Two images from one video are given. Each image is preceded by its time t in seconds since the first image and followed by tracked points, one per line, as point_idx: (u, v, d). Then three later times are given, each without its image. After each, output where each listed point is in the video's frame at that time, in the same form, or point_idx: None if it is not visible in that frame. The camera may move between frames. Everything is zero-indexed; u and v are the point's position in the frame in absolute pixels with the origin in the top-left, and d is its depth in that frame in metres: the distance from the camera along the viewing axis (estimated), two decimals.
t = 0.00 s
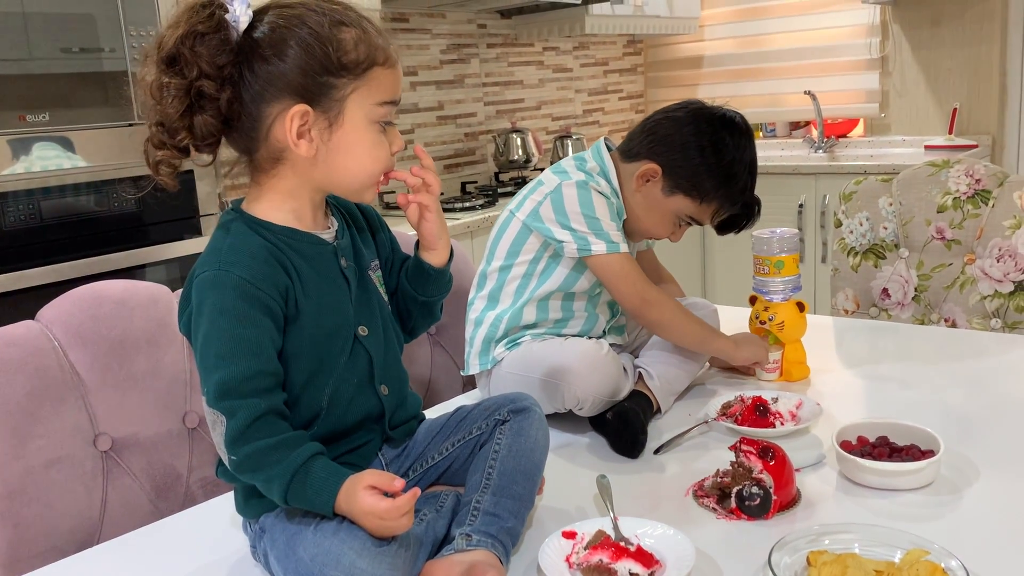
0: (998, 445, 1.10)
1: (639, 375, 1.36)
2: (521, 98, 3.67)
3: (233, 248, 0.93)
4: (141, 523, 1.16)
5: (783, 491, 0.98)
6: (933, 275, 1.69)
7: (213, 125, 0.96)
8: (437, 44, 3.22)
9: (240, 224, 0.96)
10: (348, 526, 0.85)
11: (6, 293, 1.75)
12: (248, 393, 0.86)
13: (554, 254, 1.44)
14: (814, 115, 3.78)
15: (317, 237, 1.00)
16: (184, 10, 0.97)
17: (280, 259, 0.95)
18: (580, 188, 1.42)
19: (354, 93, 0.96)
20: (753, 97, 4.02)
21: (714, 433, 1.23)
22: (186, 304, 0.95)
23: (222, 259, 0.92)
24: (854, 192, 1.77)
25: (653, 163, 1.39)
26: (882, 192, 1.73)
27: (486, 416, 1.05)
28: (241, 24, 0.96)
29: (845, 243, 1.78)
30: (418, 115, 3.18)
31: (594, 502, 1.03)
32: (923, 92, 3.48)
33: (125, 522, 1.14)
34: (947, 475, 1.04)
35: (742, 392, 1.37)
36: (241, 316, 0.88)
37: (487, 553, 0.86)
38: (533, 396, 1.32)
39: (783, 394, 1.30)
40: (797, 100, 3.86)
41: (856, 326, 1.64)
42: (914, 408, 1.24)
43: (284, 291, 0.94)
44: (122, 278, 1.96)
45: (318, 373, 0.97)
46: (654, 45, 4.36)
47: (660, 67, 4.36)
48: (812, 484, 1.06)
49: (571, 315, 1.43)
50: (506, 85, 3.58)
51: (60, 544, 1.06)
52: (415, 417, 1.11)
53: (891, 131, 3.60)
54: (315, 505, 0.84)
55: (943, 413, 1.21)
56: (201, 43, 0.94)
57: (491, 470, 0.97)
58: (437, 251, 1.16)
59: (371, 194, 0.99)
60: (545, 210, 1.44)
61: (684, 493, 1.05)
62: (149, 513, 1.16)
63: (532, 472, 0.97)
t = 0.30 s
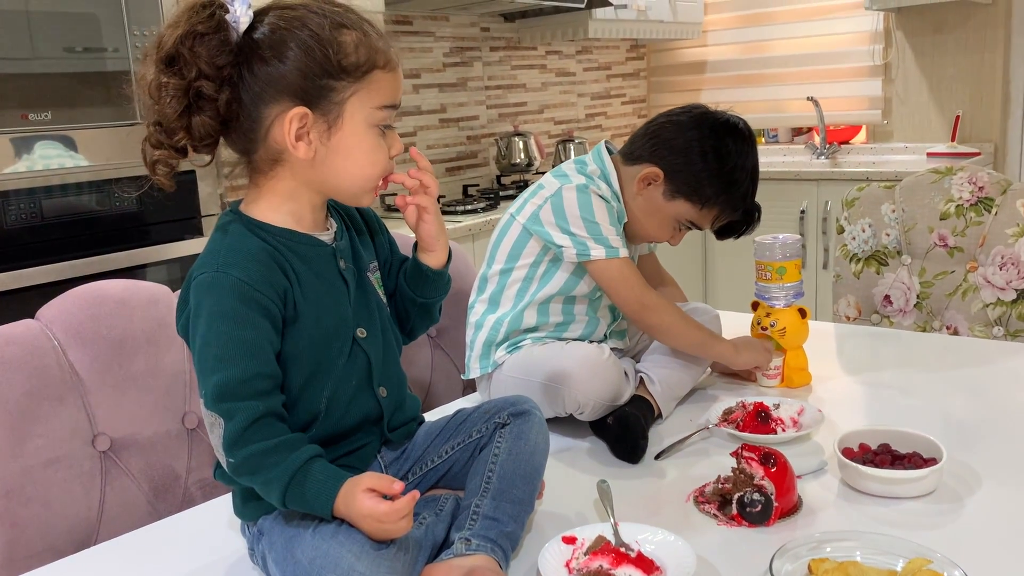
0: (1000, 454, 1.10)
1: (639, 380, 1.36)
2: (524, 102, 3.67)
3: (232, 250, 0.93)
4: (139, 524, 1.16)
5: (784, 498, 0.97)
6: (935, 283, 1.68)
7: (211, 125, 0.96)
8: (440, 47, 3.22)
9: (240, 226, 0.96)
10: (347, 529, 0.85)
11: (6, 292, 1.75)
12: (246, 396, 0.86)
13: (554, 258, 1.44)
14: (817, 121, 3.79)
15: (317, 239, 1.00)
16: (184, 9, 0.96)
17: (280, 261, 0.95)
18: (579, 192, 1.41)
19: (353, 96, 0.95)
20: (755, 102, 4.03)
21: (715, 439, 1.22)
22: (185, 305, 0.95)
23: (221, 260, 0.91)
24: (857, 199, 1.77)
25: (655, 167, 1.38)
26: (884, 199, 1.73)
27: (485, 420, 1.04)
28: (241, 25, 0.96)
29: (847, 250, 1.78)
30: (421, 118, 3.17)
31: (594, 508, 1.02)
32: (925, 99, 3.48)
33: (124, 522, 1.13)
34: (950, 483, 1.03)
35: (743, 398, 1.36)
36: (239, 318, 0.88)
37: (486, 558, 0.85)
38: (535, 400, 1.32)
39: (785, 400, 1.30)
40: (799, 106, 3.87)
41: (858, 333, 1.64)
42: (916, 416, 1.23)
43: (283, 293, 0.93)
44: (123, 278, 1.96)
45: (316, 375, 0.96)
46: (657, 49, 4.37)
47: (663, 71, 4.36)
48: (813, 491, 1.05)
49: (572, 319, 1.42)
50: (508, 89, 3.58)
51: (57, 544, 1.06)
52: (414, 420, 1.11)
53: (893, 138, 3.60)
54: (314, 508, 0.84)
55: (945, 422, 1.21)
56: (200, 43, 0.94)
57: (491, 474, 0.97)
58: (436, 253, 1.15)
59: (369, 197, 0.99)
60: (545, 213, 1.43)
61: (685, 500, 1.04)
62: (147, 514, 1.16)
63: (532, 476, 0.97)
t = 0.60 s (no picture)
0: (1003, 459, 1.09)
1: (640, 382, 1.35)
2: (528, 102, 3.67)
3: (230, 248, 0.92)
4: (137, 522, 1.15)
5: (784, 501, 0.97)
6: (938, 286, 1.68)
7: (210, 124, 0.95)
8: (444, 47, 3.22)
9: (239, 224, 0.96)
10: (344, 529, 0.84)
11: (8, 289, 1.75)
12: (243, 395, 0.85)
13: (555, 259, 1.43)
14: (821, 124, 3.78)
15: (316, 238, 1.00)
16: (183, 7, 0.96)
17: (278, 260, 0.94)
18: (582, 194, 1.40)
19: (352, 95, 0.95)
20: (760, 105, 4.02)
21: (716, 441, 1.21)
22: (183, 303, 0.95)
23: (219, 258, 0.91)
24: (860, 201, 1.76)
25: (662, 169, 1.38)
26: (888, 202, 1.72)
27: (484, 420, 1.04)
28: (241, 23, 0.95)
29: (851, 252, 1.77)
30: (424, 118, 3.17)
31: (593, 509, 1.02)
32: (930, 102, 3.47)
33: (121, 520, 1.13)
34: (952, 488, 1.03)
35: (744, 400, 1.35)
36: (237, 316, 0.87)
37: (484, 559, 0.85)
38: (534, 401, 1.32)
39: (787, 403, 1.29)
40: (804, 109, 3.86)
41: (861, 336, 1.63)
42: (918, 419, 1.23)
43: (280, 292, 0.93)
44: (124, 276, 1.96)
45: (313, 375, 0.96)
46: (662, 51, 4.36)
47: (667, 73, 4.36)
48: (814, 495, 1.04)
49: (573, 320, 1.42)
50: (512, 89, 3.57)
51: (55, 541, 1.06)
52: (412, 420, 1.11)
53: (898, 141, 3.59)
54: (311, 507, 0.84)
55: (947, 426, 1.20)
56: (199, 41, 0.93)
57: (489, 474, 0.96)
58: (435, 252, 1.15)
59: (368, 196, 0.99)
60: (546, 215, 1.43)
61: (684, 502, 1.04)
62: (146, 512, 1.15)
63: (530, 477, 0.96)
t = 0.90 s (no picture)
0: (1006, 459, 1.08)
1: (642, 380, 1.35)
2: (532, 100, 3.67)
3: (232, 244, 0.92)
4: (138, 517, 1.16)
5: (785, 499, 0.97)
6: (942, 286, 1.67)
7: (214, 120, 0.95)
8: (448, 45, 3.22)
9: (240, 220, 0.96)
10: (343, 524, 0.84)
11: (11, 284, 1.76)
12: (243, 391, 0.85)
13: (562, 268, 1.43)
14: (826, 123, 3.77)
15: (317, 234, 1.00)
16: (188, 2, 0.96)
17: (279, 256, 0.94)
18: (595, 205, 1.39)
19: (355, 93, 0.95)
20: (764, 104, 4.02)
21: (717, 440, 1.21)
22: (184, 299, 0.95)
23: (220, 254, 0.91)
24: (864, 200, 1.76)
25: (671, 166, 1.37)
26: (892, 201, 1.72)
27: (485, 417, 1.04)
28: (245, 19, 0.94)
29: (854, 252, 1.76)
30: (428, 115, 3.17)
31: (594, 507, 1.02)
32: (935, 102, 3.45)
33: (122, 516, 1.13)
34: (954, 488, 1.02)
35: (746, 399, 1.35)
36: (238, 312, 0.87)
37: (483, 556, 0.85)
38: (535, 399, 1.32)
39: (788, 402, 1.28)
40: (808, 108, 3.86)
41: (863, 335, 1.62)
42: (919, 419, 1.22)
43: (282, 288, 0.93)
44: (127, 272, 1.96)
45: (314, 371, 0.96)
46: (666, 50, 4.35)
47: (672, 72, 4.35)
48: (815, 494, 1.04)
49: (575, 322, 1.43)
50: (516, 87, 3.57)
51: (56, 536, 1.06)
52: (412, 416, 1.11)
53: (903, 141, 3.58)
54: (310, 503, 0.84)
55: (950, 426, 1.20)
56: (203, 37, 0.94)
57: (490, 471, 0.96)
58: (434, 252, 1.15)
59: (371, 194, 0.99)
60: (558, 224, 1.41)
61: (685, 500, 1.03)
62: (148, 508, 1.16)
63: (531, 474, 0.96)
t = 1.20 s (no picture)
0: (1004, 461, 1.08)
1: (642, 381, 1.35)
2: (534, 101, 3.67)
3: (233, 245, 0.93)
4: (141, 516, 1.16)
5: (782, 499, 0.97)
6: (943, 287, 1.67)
7: (217, 121, 0.96)
8: (451, 46, 3.23)
9: (242, 221, 0.97)
10: (343, 523, 0.85)
11: (15, 284, 1.77)
12: (244, 391, 0.86)
13: (583, 280, 1.43)
14: (828, 125, 3.78)
15: (317, 235, 1.00)
16: (193, 5, 0.97)
17: (280, 256, 0.95)
18: (622, 220, 1.38)
19: (357, 97, 0.96)
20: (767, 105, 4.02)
21: (717, 441, 1.22)
22: (186, 299, 0.96)
23: (221, 255, 0.92)
24: (865, 202, 1.76)
25: (693, 163, 1.39)
26: (893, 202, 1.72)
27: (484, 417, 1.04)
28: (248, 22, 0.95)
29: (855, 253, 1.77)
30: (430, 116, 3.18)
31: (592, 507, 1.02)
32: (938, 103, 3.45)
33: (125, 514, 1.14)
34: (952, 488, 1.02)
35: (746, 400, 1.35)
36: (239, 312, 0.88)
37: (482, 555, 0.86)
38: (536, 398, 1.32)
39: (787, 402, 1.29)
40: (810, 109, 3.86)
41: (864, 336, 1.63)
42: (919, 420, 1.23)
43: (283, 288, 0.94)
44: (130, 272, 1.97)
45: (315, 371, 0.97)
46: (669, 51, 4.35)
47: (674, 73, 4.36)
48: (813, 494, 1.04)
49: (586, 331, 1.44)
50: (519, 88, 3.58)
51: (59, 534, 1.07)
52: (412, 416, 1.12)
53: (905, 142, 3.58)
54: (310, 502, 0.84)
55: (948, 427, 1.20)
56: (207, 40, 0.94)
57: (489, 470, 0.97)
58: (435, 253, 1.15)
59: (373, 196, 0.99)
60: (584, 238, 1.40)
61: (683, 500, 1.04)
62: (150, 506, 1.16)
63: (530, 473, 0.97)
